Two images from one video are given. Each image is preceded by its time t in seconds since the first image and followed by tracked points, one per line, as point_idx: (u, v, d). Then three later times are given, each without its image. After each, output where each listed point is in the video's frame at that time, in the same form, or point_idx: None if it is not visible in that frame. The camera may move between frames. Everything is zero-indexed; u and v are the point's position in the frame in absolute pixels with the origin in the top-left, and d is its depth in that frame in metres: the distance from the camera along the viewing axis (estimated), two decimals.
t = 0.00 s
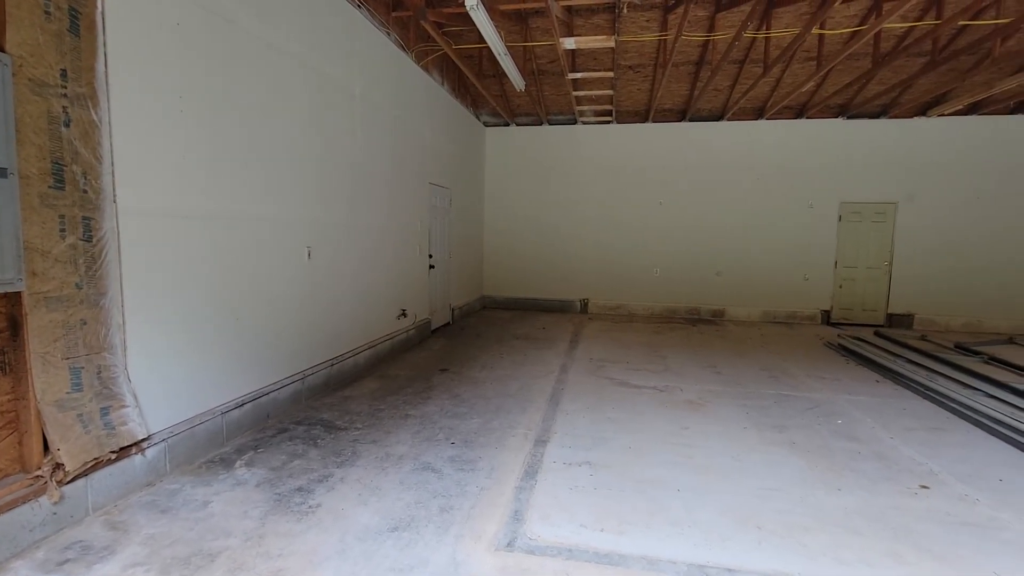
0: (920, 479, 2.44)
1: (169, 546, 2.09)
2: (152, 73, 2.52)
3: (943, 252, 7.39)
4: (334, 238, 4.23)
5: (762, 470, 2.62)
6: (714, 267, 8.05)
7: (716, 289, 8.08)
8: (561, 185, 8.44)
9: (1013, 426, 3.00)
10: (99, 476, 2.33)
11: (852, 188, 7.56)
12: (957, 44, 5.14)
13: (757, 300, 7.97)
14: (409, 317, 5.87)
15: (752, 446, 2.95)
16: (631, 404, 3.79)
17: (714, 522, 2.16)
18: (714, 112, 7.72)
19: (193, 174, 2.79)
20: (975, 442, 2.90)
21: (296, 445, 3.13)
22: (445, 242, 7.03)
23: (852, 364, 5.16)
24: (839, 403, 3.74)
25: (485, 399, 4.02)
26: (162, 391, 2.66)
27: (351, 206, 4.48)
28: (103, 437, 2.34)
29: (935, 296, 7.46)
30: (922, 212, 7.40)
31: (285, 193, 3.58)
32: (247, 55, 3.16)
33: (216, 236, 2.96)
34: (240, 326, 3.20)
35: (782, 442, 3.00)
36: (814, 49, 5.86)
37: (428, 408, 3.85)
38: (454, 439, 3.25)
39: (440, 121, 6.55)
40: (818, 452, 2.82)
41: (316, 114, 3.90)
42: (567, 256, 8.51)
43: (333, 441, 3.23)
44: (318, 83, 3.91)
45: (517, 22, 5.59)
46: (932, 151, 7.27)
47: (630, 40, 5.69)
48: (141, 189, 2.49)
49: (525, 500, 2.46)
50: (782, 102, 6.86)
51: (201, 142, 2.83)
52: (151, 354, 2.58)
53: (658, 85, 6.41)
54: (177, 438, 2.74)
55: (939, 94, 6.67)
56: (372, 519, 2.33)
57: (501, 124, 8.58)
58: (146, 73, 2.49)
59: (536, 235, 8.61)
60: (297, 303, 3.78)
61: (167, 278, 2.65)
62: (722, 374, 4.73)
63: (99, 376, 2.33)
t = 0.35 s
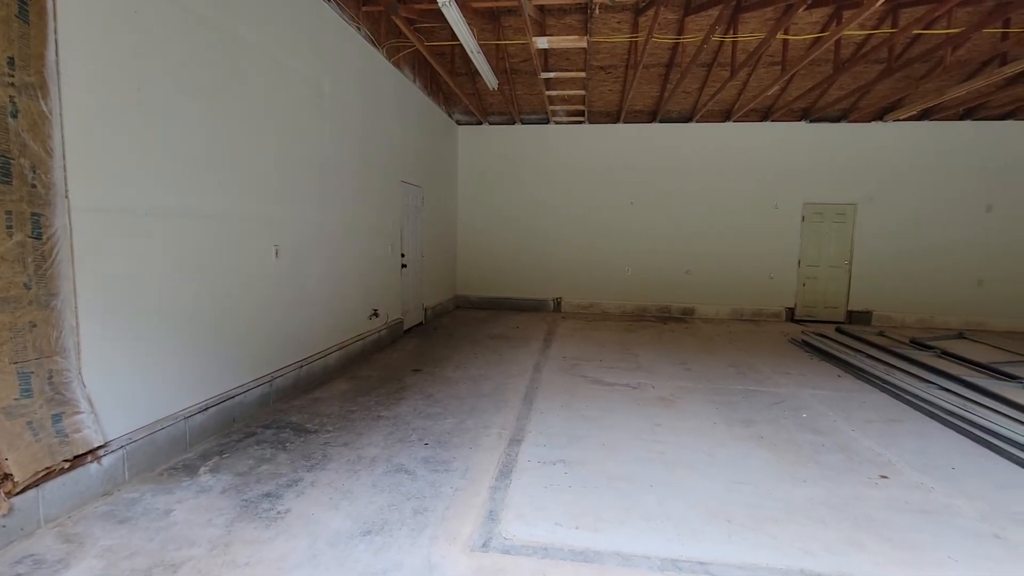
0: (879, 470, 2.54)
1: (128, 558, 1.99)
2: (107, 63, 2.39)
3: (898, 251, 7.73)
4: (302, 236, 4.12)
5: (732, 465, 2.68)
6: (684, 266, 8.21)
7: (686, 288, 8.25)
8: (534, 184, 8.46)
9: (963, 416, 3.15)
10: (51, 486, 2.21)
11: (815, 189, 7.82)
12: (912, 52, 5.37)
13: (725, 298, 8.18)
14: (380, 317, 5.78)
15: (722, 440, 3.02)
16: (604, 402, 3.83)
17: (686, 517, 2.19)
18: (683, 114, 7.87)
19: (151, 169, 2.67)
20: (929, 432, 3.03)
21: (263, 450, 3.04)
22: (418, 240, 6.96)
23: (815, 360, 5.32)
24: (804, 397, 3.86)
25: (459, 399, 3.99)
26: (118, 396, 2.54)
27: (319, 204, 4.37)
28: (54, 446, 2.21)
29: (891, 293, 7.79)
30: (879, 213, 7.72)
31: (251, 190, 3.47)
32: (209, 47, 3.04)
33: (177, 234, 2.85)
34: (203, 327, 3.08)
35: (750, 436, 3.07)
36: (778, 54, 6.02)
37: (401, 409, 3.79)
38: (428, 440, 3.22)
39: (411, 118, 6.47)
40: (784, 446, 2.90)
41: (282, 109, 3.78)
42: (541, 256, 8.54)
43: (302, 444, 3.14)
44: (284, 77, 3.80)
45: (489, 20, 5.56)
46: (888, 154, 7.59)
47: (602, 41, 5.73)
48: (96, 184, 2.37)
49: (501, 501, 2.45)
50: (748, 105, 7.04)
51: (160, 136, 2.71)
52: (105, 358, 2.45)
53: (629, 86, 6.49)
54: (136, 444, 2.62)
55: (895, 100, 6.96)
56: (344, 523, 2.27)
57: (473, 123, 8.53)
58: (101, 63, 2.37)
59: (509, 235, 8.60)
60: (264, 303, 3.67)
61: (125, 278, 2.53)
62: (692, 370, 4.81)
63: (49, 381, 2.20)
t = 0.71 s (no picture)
0: (841, 460, 2.63)
1: (81, 571, 1.89)
2: (54, 50, 2.26)
3: (857, 249, 8.03)
4: (267, 234, 4.00)
5: (701, 458, 2.72)
6: (654, 263, 8.33)
7: (656, 285, 8.37)
8: (506, 182, 8.44)
9: (918, 406, 3.29)
10: None
11: (779, 189, 8.05)
12: (869, 56, 5.57)
13: (694, 294, 8.34)
14: (350, 317, 5.67)
15: (691, 435, 3.07)
16: (576, 399, 3.85)
17: (656, 512, 2.21)
18: (653, 114, 7.98)
19: (105, 163, 2.54)
20: (886, 422, 3.16)
21: (227, 454, 2.94)
22: (389, 238, 6.85)
23: (779, 354, 5.47)
24: (769, 391, 3.97)
25: (431, 399, 3.95)
26: (69, 402, 2.41)
27: (285, 200, 4.25)
28: None
29: (850, 289, 8.10)
30: (839, 212, 8.00)
31: (212, 186, 3.35)
32: (167, 37, 2.92)
33: (132, 231, 2.72)
34: (162, 328, 2.96)
35: (719, 430, 3.14)
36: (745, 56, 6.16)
37: (372, 410, 3.73)
38: (399, 440, 3.17)
39: (382, 114, 6.36)
40: (750, 439, 2.97)
41: (245, 102, 3.66)
42: (514, 253, 8.53)
43: (269, 447, 3.05)
44: (248, 69, 3.67)
45: (460, 16, 5.51)
46: (847, 155, 7.88)
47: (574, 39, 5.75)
48: (42, 178, 2.24)
49: (473, 501, 2.42)
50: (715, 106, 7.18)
51: (113, 128, 2.58)
52: (53, 362, 2.32)
53: (600, 85, 6.53)
54: (89, 451, 2.49)
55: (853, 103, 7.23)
56: (313, 528, 2.21)
57: (445, 120, 8.45)
58: (47, 50, 2.24)
59: (482, 233, 8.57)
60: (227, 302, 3.55)
61: (74, 277, 2.40)
62: (662, 366, 4.89)
63: None
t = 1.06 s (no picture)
0: (797, 451, 2.70)
1: None
2: None
3: (812, 246, 8.34)
4: (222, 231, 3.82)
5: (665, 453, 2.75)
6: (620, 260, 8.43)
7: (622, 282, 8.48)
8: (473, 179, 8.37)
9: (869, 397, 3.43)
10: None
11: (740, 188, 8.28)
12: (823, 60, 5.77)
13: (659, 291, 8.49)
14: (312, 316, 5.50)
15: (655, 430, 3.10)
16: (542, 397, 3.84)
17: (620, 508, 2.21)
18: (618, 113, 8.07)
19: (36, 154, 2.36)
20: (839, 413, 3.28)
21: (178, 462, 2.79)
22: (353, 235, 6.69)
23: (740, 348, 5.62)
24: (730, 385, 4.07)
25: (396, 399, 3.86)
26: None
27: (242, 196, 4.08)
28: None
29: (806, 285, 8.41)
30: (796, 210, 8.29)
31: (162, 181, 3.17)
32: (108, 20, 2.73)
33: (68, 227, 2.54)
34: (104, 331, 2.78)
35: (681, 425, 3.18)
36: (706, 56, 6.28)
37: (334, 412, 3.62)
38: (362, 443, 3.08)
39: (344, 108, 6.20)
40: (712, 432, 3.03)
41: (196, 92, 3.48)
42: (481, 251, 8.48)
43: (223, 454, 2.92)
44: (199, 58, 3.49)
45: (424, 9, 5.41)
46: (803, 155, 8.16)
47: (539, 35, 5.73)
48: None
49: (437, 503, 2.37)
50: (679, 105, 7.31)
51: (46, 117, 2.40)
52: None
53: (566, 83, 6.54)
54: (23, 464, 2.31)
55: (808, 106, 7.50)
56: (268, 537, 2.12)
57: (410, 115, 8.31)
58: None
59: (449, 230, 8.48)
60: (178, 303, 3.37)
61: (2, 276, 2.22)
62: (627, 362, 4.94)
63: None
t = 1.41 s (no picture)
0: (757, 441, 2.74)
1: None
2: None
3: (769, 241, 8.60)
4: (162, 225, 3.58)
5: (629, 448, 2.74)
6: (584, 255, 8.47)
7: (586, 277, 8.52)
8: (435, 174, 8.21)
9: (823, 386, 3.53)
10: None
11: (700, 183, 8.44)
12: (777, 58, 5.91)
13: (623, 285, 8.57)
14: (267, 315, 5.25)
15: (620, 425, 3.08)
16: (507, 394, 3.77)
17: (583, 505, 2.18)
18: (581, 108, 8.07)
19: None
20: (796, 402, 3.36)
21: (114, 475, 2.58)
22: (310, 231, 6.44)
23: (702, 341, 5.72)
24: (693, 377, 4.12)
25: (355, 400, 3.72)
26: None
27: (185, 189, 3.83)
28: None
29: (763, 278, 8.67)
30: (753, 206, 8.52)
31: (90, 171, 2.94)
32: None
33: None
34: (24, 335, 2.54)
35: (645, 418, 3.18)
36: (667, 52, 6.32)
37: (288, 416, 3.44)
38: (318, 448, 2.93)
39: (299, 98, 5.94)
40: (675, 425, 3.04)
41: (130, 76, 3.23)
42: (445, 246, 8.34)
43: (165, 464, 2.72)
44: (133, 39, 3.25)
45: None
46: (759, 151, 8.38)
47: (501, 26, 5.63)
48: None
49: (395, 508, 2.27)
50: (640, 101, 7.37)
51: None
52: None
53: (528, 77, 6.47)
54: None
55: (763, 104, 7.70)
56: (211, 553, 1.97)
57: (370, 107, 8.07)
58: None
59: (412, 225, 8.30)
60: (113, 303, 3.13)
61: None
62: (592, 356, 4.94)
63: None
